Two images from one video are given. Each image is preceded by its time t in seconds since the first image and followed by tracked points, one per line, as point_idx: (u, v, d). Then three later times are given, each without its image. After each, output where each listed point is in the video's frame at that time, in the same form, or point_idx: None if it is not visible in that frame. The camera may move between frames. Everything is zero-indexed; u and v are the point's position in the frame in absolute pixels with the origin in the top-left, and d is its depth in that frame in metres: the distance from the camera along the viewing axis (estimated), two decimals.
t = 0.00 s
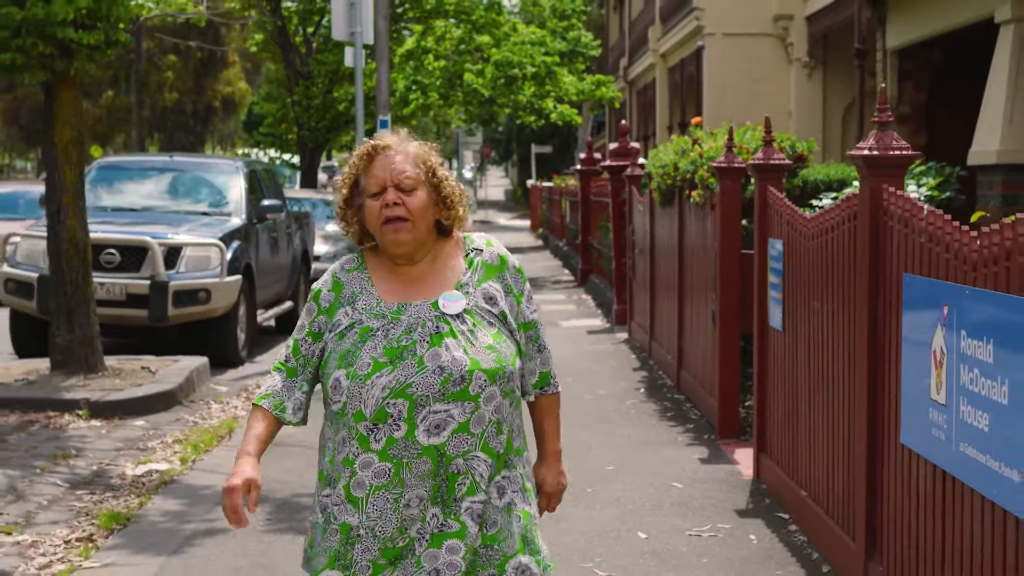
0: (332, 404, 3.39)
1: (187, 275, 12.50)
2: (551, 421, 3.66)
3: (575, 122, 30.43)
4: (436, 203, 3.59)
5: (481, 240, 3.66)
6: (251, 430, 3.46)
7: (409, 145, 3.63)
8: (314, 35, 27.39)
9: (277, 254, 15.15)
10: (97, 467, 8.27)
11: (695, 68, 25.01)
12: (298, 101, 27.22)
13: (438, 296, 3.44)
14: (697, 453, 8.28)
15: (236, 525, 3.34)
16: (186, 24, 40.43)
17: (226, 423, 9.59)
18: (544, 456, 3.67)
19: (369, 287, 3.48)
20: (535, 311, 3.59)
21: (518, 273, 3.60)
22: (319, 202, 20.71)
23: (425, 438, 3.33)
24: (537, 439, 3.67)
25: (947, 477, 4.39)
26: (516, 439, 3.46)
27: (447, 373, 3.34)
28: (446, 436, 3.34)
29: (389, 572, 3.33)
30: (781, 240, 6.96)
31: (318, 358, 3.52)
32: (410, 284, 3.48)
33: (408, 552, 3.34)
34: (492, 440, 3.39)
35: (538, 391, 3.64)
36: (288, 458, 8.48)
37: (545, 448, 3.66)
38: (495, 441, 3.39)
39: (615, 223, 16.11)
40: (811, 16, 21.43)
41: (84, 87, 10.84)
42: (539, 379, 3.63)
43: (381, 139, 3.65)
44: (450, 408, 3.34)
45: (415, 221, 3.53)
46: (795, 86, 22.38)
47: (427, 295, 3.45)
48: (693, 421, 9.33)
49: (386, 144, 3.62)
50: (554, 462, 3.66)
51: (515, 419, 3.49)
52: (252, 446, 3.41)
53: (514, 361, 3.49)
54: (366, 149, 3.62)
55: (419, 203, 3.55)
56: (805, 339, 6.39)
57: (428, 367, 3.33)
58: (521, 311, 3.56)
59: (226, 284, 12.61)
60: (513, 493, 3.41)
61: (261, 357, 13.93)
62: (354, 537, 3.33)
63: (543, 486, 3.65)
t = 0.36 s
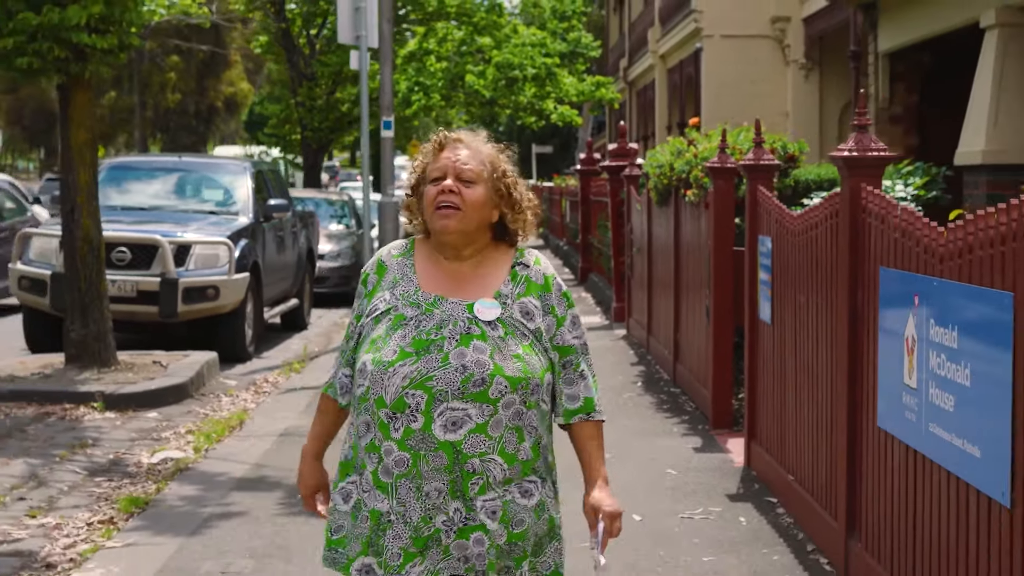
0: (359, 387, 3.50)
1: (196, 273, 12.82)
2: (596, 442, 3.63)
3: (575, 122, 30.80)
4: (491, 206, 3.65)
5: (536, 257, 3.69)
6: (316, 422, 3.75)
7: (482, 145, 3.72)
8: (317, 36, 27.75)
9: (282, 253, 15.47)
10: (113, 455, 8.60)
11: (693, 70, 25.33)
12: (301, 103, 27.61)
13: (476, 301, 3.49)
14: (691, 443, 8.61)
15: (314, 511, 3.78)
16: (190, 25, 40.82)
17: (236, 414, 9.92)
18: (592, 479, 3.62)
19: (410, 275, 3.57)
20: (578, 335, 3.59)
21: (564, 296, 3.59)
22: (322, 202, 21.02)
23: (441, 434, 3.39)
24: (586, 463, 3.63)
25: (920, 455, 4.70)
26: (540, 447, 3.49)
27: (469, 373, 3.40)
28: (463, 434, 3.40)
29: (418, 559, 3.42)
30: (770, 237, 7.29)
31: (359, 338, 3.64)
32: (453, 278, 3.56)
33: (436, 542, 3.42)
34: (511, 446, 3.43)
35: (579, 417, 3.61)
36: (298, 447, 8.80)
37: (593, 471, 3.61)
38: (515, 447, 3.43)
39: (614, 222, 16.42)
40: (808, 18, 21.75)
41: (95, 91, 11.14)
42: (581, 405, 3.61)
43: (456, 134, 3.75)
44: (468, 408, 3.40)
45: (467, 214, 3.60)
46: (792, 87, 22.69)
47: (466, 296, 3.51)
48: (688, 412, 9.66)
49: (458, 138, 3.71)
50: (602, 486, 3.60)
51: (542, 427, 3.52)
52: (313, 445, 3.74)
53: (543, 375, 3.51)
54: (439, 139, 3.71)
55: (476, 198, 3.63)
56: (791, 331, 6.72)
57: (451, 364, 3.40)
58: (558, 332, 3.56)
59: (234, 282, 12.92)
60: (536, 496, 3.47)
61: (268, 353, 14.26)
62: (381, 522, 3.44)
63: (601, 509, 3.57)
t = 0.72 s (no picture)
0: (381, 410, 3.57)
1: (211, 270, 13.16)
2: (612, 422, 3.65)
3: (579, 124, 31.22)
4: (482, 208, 3.73)
5: (530, 251, 3.76)
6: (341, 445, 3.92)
7: (459, 153, 3.78)
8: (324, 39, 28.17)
9: (293, 251, 15.82)
10: (137, 445, 8.94)
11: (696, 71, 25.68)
12: (309, 104, 28.02)
13: (480, 303, 3.58)
14: (692, 433, 8.96)
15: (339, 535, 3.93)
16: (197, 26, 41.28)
17: (253, 407, 10.27)
18: (607, 457, 3.61)
19: (414, 294, 3.66)
20: (584, 321, 3.65)
21: (566, 285, 3.68)
22: (330, 202, 21.31)
23: (469, 440, 3.45)
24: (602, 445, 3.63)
25: (904, 437, 5.03)
26: (564, 442, 3.56)
27: (487, 376, 3.47)
28: (491, 437, 3.46)
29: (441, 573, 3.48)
30: (767, 234, 7.65)
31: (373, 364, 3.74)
32: (456, 288, 3.64)
33: (461, 552, 3.47)
34: (538, 442, 3.49)
35: (593, 399, 3.66)
36: (314, 438, 9.15)
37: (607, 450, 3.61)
38: (542, 442, 3.50)
39: (618, 221, 16.73)
40: (808, 21, 22.08)
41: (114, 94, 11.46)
42: (594, 388, 3.66)
43: (431, 147, 3.81)
44: (493, 410, 3.46)
45: (461, 223, 3.67)
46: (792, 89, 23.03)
47: (469, 301, 3.59)
48: (690, 405, 10.00)
49: (434, 150, 3.77)
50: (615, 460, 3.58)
51: (562, 421, 3.58)
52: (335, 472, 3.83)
53: (559, 366, 3.59)
54: (414, 156, 3.78)
55: (466, 205, 3.70)
56: (787, 324, 7.08)
57: (469, 369, 3.47)
58: (565, 320, 3.63)
59: (247, 279, 13.26)
60: (569, 489, 3.55)
61: (280, 349, 14.60)
62: (408, 536, 3.50)
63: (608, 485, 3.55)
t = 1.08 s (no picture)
0: (398, 410, 3.53)
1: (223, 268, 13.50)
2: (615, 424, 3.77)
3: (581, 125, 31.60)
4: (494, 208, 3.71)
5: (539, 248, 3.77)
6: (324, 434, 3.66)
7: (473, 153, 3.77)
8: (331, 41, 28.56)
9: (302, 250, 16.17)
10: (156, 436, 9.28)
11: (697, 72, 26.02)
12: (315, 105, 28.42)
13: (499, 302, 3.57)
14: (691, 424, 9.30)
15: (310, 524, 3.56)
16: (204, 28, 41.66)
17: (267, 400, 10.62)
18: (612, 460, 3.78)
19: (430, 294, 3.61)
20: (592, 317, 3.69)
21: (578, 281, 3.69)
22: (336, 202, 21.67)
23: (486, 440, 3.46)
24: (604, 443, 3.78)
25: (886, 421, 5.34)
26: (571, 441, 3.57)
27: (507, 377, 3.47)
28: (506, 438, 3.46)
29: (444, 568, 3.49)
30: (762, 233, 7.98)
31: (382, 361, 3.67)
32: (473, 288, 3.61)
33: (466, 550, 3.49)
34: (546, 441, 3.50)
35: (597, 395, 3.73)
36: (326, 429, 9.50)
37: (612, 451, 3.76)
38: (550, 442, 3.51)
39: (620, 221, 17.07)
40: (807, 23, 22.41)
41: (132, 98, 11.80)
42: (598, 382, 3.72)
43: (447, 146, 3.79)
44: (510, 411, 3.47)
45: (476, 223, 3.66)
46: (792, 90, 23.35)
47: (488, 301, 3.58)
48: (689, 397, 10.34)
49: (449, 150, 3.75)
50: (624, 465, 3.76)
51: (571, 421, 3.60)
52: (325, 453, 3.61)
53: (572, 365, 3.61)
54: (428, 157, 3.76)
55: (480, 205, 3.68)
56: (780, 318, 7.41)
57: (489, 371, 3.46)
58: (577, 317, 3.65)
59: (258, 277, 13.60)
60: (570, 490, 3.55)
61: (290, 346, 14.94)
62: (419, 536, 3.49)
63: (624, 489, 3.77)
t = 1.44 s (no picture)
0: (406, 388, 3.53)
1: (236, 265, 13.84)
2: (634, 439, 3.71)
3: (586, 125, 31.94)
4: (533, 207, 3.71)
5: (573, 260, 3.73)
6: (358, 415, 3.79)
7: (521, 150, 3.76)
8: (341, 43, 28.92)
9: (313, 248, 16.51)
10: (174, 425, 9.62)
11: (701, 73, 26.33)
12: (325, 107, 28.78)
13: (521, 302, 3.54)
14: (691, 415, 9.62)
15: (351, 510, 3.85)
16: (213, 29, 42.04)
17: (280, 392, 10.97)
18: (635, 477, 3.69)
19: (454, 279, 3.60)
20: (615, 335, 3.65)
21: (604, 298, 3.65)
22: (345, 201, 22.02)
23: (486, 432, 3.43)
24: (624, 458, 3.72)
25: (869, 407, 5.66)
26: (579, 446, 3.55)
27: (517, 374, 3.45)
28: (507, 433, 3.44)
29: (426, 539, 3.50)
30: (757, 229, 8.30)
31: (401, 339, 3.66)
32: (497, 281, 3.59)
33: (450, 524, 3.48)
34: (552, 444, 3.48)
35: (619, 409, 3.70)
36: (338, 419, 9.84)
37: (632, 469, 3.69)
38: (556, 445, 3.49)
39: (624, 220, 17.39)
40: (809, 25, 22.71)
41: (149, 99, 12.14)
42: (622, 398, 3.69)
43: (495, 139, 3.79)
44: (515, 407, 3.44)
45: (514, 218, 3.65)
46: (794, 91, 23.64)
47: (509, 297, 3.55)
48: (690, 390, 10.64)
49: (497, 142, 3.75)
50: (645, 483, 3.67)
51: (580, 426, 3.57)
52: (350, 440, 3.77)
53: (587, 375, 3.57)
54: (476, 145, 3.76)
55: (520, 202, 3.68)
56: (773, 310, 7.74)
57: (500, 364, 3.44)
58: (598, 334, 3.61)
59: (270, 274, 13.94)
60: (576, 492, 3.53)
61: (301, 341, 15.28)
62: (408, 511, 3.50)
63: (645, 506, 3.66)
